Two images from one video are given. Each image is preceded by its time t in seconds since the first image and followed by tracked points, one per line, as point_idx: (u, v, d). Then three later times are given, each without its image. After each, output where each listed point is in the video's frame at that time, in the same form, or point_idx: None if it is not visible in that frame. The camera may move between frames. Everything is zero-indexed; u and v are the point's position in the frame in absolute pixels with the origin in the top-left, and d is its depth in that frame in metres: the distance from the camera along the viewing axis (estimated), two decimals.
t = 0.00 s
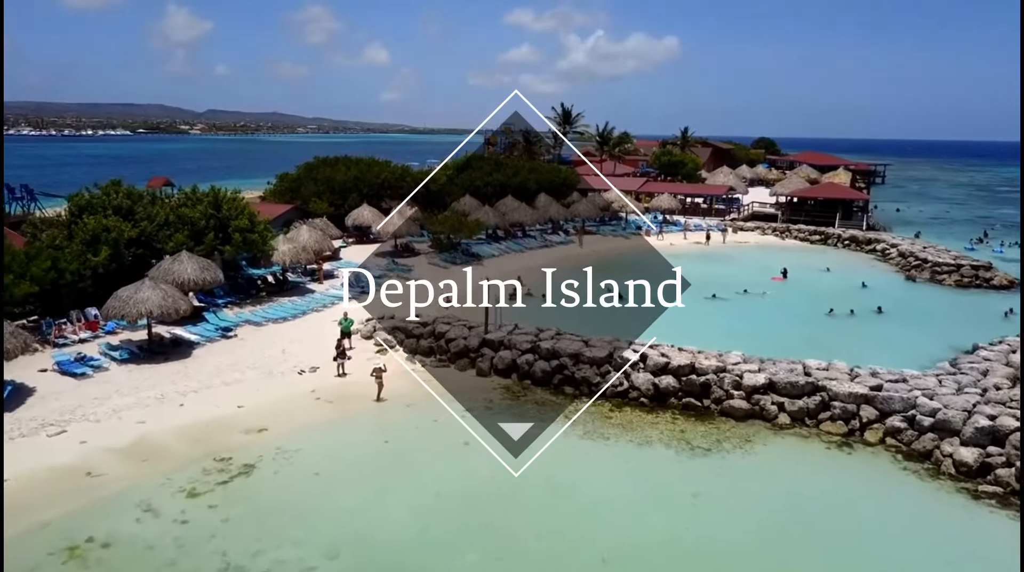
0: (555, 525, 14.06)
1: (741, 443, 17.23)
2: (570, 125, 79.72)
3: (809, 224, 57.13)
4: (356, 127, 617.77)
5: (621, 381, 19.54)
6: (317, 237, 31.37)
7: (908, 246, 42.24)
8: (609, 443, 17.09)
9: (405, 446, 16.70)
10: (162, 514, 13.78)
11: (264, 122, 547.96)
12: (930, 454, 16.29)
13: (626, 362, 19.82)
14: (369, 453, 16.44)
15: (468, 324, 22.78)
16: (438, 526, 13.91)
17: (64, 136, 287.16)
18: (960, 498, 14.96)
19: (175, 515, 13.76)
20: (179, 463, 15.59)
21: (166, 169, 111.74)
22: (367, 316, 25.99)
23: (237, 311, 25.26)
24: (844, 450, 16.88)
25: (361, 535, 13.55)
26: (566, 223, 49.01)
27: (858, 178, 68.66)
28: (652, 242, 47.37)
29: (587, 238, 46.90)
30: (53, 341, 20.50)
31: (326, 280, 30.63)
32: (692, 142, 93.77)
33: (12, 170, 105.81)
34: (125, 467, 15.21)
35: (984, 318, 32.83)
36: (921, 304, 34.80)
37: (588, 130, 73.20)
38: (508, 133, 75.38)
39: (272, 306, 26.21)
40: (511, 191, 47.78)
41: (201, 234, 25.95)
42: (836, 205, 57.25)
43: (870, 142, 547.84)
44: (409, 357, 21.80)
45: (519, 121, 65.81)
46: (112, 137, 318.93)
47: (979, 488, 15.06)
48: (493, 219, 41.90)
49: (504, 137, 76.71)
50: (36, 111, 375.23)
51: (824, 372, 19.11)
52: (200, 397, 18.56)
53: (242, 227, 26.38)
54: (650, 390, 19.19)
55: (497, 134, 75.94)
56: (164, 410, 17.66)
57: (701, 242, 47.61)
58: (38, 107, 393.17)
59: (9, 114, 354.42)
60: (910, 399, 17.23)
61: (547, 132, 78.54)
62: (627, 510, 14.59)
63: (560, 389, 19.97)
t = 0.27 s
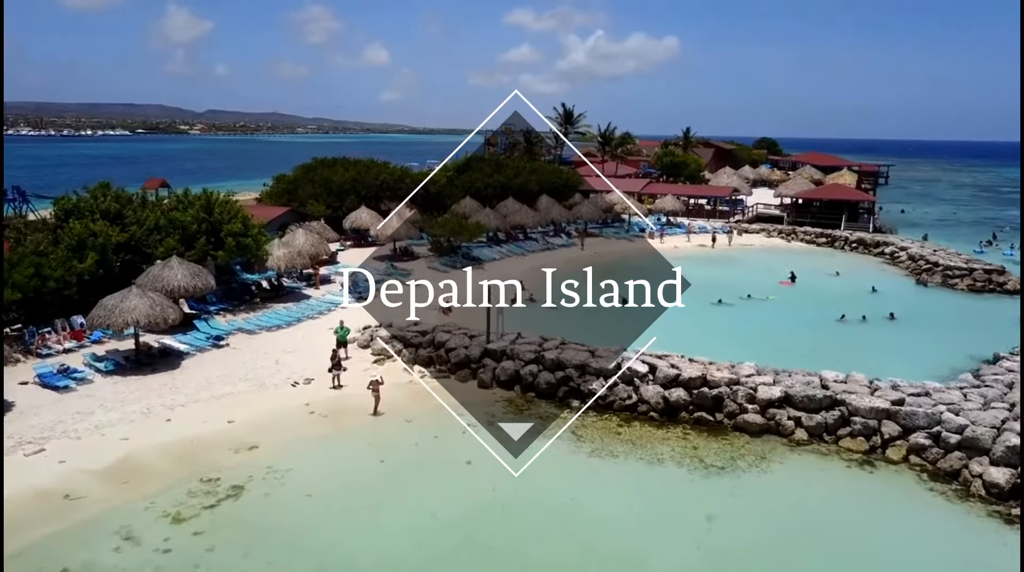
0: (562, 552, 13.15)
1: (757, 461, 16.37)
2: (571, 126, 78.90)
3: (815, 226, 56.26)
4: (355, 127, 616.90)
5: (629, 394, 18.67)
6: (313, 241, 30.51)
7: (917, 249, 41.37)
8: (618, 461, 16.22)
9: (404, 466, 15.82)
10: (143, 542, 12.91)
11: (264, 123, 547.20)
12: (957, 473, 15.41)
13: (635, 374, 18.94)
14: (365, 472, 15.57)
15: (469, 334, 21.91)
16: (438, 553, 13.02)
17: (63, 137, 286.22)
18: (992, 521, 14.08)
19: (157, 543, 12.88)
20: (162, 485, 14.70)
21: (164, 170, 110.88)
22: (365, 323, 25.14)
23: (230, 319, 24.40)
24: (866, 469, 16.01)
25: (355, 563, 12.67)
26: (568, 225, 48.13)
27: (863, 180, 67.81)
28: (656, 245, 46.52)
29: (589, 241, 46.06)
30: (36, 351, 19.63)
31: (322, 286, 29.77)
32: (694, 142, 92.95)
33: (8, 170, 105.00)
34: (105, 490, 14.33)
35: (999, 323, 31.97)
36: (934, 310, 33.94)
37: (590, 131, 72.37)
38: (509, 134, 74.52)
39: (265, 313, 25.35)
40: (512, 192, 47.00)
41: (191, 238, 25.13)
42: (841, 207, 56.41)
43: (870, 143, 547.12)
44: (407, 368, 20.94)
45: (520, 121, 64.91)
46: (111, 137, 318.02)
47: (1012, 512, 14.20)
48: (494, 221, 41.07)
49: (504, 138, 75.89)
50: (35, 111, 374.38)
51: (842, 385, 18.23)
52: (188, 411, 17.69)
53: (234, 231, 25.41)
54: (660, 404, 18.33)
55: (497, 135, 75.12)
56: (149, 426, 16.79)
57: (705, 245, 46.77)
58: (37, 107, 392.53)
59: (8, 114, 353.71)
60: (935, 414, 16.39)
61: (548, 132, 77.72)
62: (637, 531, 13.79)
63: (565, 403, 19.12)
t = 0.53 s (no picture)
0: None
1: (774, 481, 15.51)
2: (572, 126, 78.03)
3: (821, 228, 55.38)
4: (355, 127, 616.04)
5: (638, 408, 17.83)
6: (309, 245, 29.67)
7: (927, 252, 40.55)
8: (628, 482, 15.37)
9: (401, 487, 14.95)
10: None
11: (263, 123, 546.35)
12: (988, 495, 14.56)
13: (644, 388, 18.10)
14: (361, 494, 14.70)
15: (470, 343, 21.06)
16: None
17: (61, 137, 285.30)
18: None
19: None
20: (144, 509, 13.82)
21: (162, 170, 109.99)
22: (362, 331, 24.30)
23: (222, 327, 23.53)
24: (890, 490, 15.14)
25: None
26: (570, 228, 47.26)
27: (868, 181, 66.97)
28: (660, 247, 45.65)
29: (592, 244, 45.20)
30: (17, 362, 18.77)
31: (319, 291, 28.90)
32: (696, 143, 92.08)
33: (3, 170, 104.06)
34: (83, 514, 13.47)
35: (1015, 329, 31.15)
36: (947, 315, 33.10)
37: (591, 131, 71.51)
38: (509, 134, 73.65)
39: (259, 320, 24.50)
40: (513, 194, 46.09)
41: (182, 243, 24.33)
42: (847, 209, 55.57)
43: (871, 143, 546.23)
44: (406, 379, 20.10)
45: (520, 121, 64.01)
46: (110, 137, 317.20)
47: None
48: (495, 224, 40.22)
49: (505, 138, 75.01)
50: (34, 112, 373.39)
51: (862, 399, 17.37)
52: (174, 427, 16.83)
53: (227, 235, 24.63)
54: (670, 418, 17.50)
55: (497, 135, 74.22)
56: (133, 444, 15.93)
57: (710, 247, 45.92)
58: (36, 106, 391.60)
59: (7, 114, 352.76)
60: (962, 431, 15.55)
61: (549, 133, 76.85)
62: (649, 560, 12.91)
63: (570, 416, 18.28)
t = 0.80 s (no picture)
0: None
1: (793, 502, 14.63)
2: (573, 126, 77.14)
3: (827, 230, 54.51)
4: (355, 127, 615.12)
5: (648, 423, 16.99)
6: (305, 249, 28.82)
7: (938, 255, 39.72)
8: (639, 504, 14.50)
9: (399, 510, 14.09)
10: None
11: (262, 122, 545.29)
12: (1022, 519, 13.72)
13: (654, 402, 17.26)
14: (356, 518, 13.84)
15: (471, 353, 20.22)
16: None
17: (60, 137, 284.35)
18: None
19: None
20: (125, 536, 12.97)
21: (160, 171, 109.10)
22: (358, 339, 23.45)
23: (214, 335, 22.67)
24: (916, 513, 14.28)
25: None
26: (572, 230, 46.39)
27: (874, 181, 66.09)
28: (664, 249, 44.76)
29: (595, 246, 44.33)
30: None
31: (315, 297, 28.04)
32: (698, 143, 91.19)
33: None
34: (59, 542, 12.62)
35: None
36: (960, 321, 32.28)
37: (593, 132, 70.61)
38: (510, 134, 72.73)
39: (252, 328, 23.65)
40: (514, 196, 45.20)
41: (173, 248, 23.49)
42: (853, 210, 54.70)
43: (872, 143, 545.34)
44: (404, 391, 19.25)
45: (521, 121, 63.07)
46: (109, 137, 316.32)
47: None
48: (496, 226, 39.36)
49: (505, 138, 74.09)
50: (32, 112, 372.38)
51: (884, 414, 16.51)
52: (159, 444, 15.96)
53: (219, 240, 23.72)
54: (682, 434, 16.67)
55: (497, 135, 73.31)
56: (115, 463, 15.07)
57: (714, 250, 45.05)
58: (35, 106, 390.61)
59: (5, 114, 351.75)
60: (992, 450, 14.72)
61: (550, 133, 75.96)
62: None
63: (576, 431, 17.44)
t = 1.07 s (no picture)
0: None
1: (814, 527, 13.75)
2: (575, 126, 76.29)
3: (833, 232, 53.61)
4: (354, 127, 614.30)
5: (659, 439, 16.14)
6: (301, 253, 27.98)
7: (949, 258, 38.91)
8: (651, 528, 13.63)
9: (395, 535, 13.23)
10: None
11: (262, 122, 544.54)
12: None
13: (665, 417, 16.41)
14: (349, 544, 12.97)
15: (472, 364, 19.38)
16: None
17: (59, 137, 283.53)
18: None
19: None
20: (101, 564, 12.12)
21: (158, 172, 108.24)
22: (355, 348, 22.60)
23: (205, 343, 21.82)
24: (947, 538, 13.40)
25: None
26: (575, 232, 45.52)
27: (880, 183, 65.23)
28: (669, 252, 43.88)
29: (598, 249, 43.48)
30: None
31: (311, 302, 27.19)
32: (701, 143, 90.31)
33: None
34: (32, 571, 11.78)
35: None
36: (974, 328, 31.44)
37: (595, 132, 69.76)
38: (511, 134, 71.89)
39: (244, 336, 22.80)
40: (516, 198, 44.34)
41: (162, 253, 22.64)
42: (860, 212, 53.85)
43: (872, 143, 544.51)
44: (402, 404, 18.40)
45: (522, 121, 62.19)
46: (109, 137, 315.46)
47: None
48: (497, 228, 38.51)
49: (506, 138, 73.20)
50: (32, 112, 371.52)
51: (908, 430, 15.63)
52: (143, 462, 15.10)
53: (210, 244, 22.87)
54: (695, 451, 15.83)
55: (498, 135, 72.46)
56: (96, 484, 14.21)
57: (720, 252, 44.20)
58: (34, 106, 389.92)
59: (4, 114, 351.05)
60: None
61: (552, 133, 75.12)
62: None
63: (583, 448, 16.59)
